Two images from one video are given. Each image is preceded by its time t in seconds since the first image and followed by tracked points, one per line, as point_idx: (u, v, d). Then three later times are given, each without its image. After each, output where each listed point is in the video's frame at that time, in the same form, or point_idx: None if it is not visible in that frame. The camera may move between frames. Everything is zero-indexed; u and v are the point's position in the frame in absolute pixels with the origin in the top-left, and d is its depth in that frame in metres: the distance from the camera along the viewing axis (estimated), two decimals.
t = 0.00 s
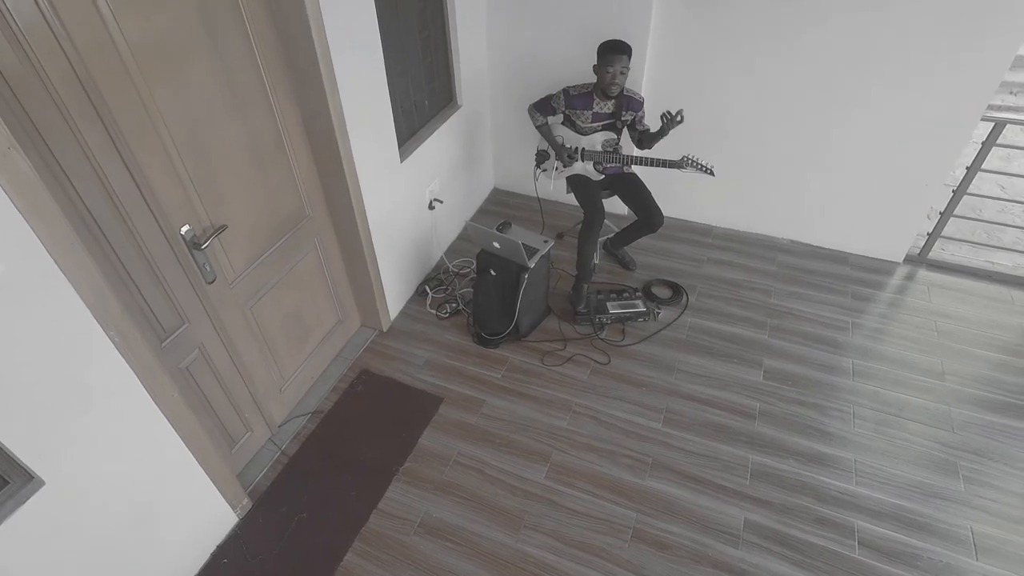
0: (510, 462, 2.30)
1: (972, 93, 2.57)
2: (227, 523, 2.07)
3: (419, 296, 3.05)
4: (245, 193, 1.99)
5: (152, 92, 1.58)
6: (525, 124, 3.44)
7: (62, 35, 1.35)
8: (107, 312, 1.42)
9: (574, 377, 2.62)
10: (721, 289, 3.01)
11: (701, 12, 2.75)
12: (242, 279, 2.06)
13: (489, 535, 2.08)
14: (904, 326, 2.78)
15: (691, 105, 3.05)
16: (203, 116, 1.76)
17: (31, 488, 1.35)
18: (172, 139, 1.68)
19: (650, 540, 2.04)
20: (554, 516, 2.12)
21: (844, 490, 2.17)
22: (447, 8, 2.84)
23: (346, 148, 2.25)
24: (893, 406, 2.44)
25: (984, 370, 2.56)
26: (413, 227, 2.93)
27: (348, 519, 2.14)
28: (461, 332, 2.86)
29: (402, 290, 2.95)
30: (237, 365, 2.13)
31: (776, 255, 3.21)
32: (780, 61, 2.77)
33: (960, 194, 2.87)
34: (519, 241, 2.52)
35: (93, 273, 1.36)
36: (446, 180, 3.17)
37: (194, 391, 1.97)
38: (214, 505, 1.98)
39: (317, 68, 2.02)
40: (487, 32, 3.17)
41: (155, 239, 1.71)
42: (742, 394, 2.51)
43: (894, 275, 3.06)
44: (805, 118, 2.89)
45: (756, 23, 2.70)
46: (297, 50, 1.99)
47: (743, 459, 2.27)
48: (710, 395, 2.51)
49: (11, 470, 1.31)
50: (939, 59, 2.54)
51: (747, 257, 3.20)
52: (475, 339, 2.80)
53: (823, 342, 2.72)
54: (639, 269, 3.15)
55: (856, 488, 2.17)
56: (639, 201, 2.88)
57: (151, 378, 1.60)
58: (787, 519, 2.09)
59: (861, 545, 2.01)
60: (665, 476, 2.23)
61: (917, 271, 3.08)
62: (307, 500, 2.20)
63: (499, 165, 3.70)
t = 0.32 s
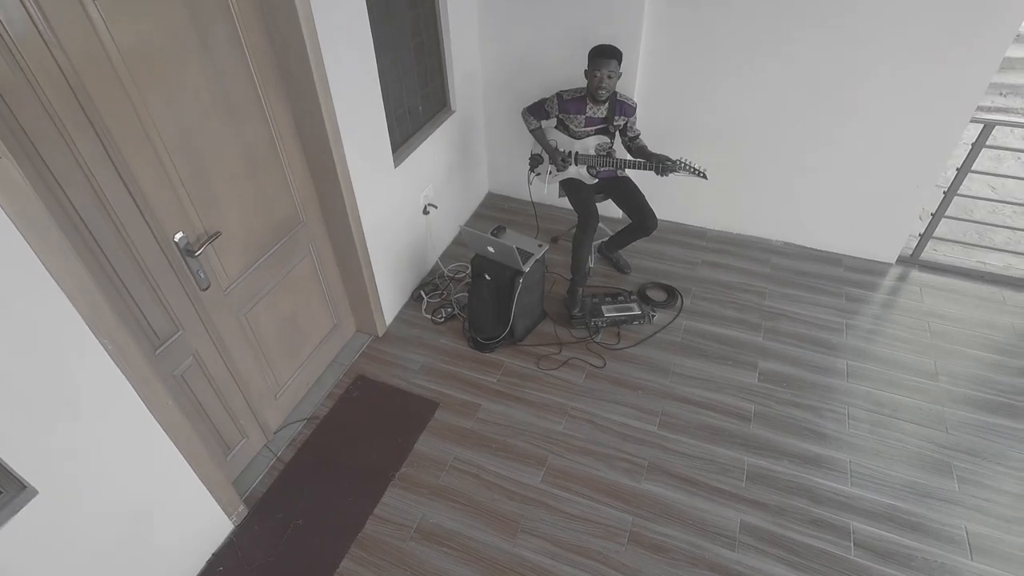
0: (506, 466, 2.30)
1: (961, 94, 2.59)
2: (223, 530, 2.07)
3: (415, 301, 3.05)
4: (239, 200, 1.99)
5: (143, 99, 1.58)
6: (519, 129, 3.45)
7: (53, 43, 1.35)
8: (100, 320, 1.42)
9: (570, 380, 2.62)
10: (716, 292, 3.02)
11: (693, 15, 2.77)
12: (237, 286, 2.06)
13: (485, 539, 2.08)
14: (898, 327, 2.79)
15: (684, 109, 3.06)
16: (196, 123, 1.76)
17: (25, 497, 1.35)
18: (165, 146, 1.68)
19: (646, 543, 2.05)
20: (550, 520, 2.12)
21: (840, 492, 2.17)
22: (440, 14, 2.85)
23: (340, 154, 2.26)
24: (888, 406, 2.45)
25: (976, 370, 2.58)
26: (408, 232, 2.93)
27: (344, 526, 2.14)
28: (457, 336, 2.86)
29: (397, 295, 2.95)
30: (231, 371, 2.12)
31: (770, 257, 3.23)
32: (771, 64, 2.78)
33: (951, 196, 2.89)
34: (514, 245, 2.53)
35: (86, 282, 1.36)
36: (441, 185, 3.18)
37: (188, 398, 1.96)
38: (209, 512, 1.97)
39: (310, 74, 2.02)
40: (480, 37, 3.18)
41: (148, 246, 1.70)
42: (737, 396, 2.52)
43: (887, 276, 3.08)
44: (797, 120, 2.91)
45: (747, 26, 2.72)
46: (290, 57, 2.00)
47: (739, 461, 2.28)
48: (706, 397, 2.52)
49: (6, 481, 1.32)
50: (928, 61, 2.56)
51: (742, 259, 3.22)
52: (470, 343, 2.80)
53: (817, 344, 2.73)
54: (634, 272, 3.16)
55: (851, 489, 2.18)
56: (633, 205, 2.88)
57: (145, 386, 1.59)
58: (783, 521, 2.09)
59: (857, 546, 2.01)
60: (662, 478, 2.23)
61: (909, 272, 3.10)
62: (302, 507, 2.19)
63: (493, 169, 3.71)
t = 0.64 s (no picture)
0: (497, 468, 2.29)
1: (945, 94, 2.62)
2: (211, 537, 2.04)
3: (404, 303, 3.04)
4: (225, 204, 1.97)
5: (126, 103, 1.57)
6: (508, 130, 3.44)
7: (33, 47, 1.33)
8: (84, 326, 1.40)
9: (560, 381, 2.62)
10: (704, 291, 3.04)
11: (679, 15, 2.78)
12: (223, 290, 2.04)
13: (476, 542, 2.07)
14: (884, 324, 2.82)
15: (671, 109, 3.07)
16: (181, 127, 1.75)
17: (7, 507, 1.32)
18: (149, 150, 1.66)
19: (637, 543, 2.05)
20: (541, 522, 2.12)
21: (828, 488, 2.19)
22: (427, 15, 2.85)
23: (327, 157, 2.25)
24: (875, 403, 2.47)
25: (960, 365, 2.61)
26: (397, 235, 2.92)
27: (334, 531, 2.12)
28: (447, 339, 2.86)
29: (386, 298, 2.94)
30: (219, 376, 2.10)
31: (758, 256, 3.25)
32: (757, 64, 2.80)
33: (934, 194, 2.92)
34: (502, 246, 2.53)
35: (68, 288, 1.34)
36: (429, 187, 3.17)
37: (174, 404, 1.94)
38: (197, 519, 1.95)
39: (296, 77, 2.01)
40: (468, 38, 3.17)
41: (132, 251, 1.69)
42: (726, 394, 2.53)
43: (873, 274, 3.11)
44: (783, 120, 2.93)
45: (733, 27, 2.73)
46: (275, 59, 1.99)
47: (728, 460, 2.29)
48: (695, 396, 2.53)
49: None
50: (911, 61, 2.59)
51: (730, 259, 3.24)
52: (460, 345, 2.80)
53: (806, 342, 2.75)
54: (623, 272, 3.17)
55: (839, 485, 2.20)
56: (622, 205, 2.89)
57: (131, 393, 1.57)
58: (772, 518, 2.11)
59: (845, 542, 2.03)
60: (652, 478, 2.24)
61: (895, 269, 3.13)
62: (292, 512, 2.18)
63: (482, 170, 3.71)
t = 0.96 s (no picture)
0: (485, 471, 2.29)
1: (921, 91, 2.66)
2: (198, 549, 2.02)
3: (390, 309, 3.03)
4: (205, 212, 1.96)
5: (102, 115, 1.55)
6: (491, 133, 3.45)
7: (3, 58, 1.32)
8: (61, 339, 1.38)
9: (547, 383, 2.62)
10: (689, 290, 3.06)
11: (658, 16, 2.80)
12: (206, 300, 2.02)
13: (466, 546, 2.07)
14: (867, 319, 2.85)
15: (652, 110, 3.09)
16: (158, 138, 1.74)
17: None
18: (126, 160, 1.65)
19: (626, 542, 2.06)
20: (531, 524, 2.12)
21: (815, 483, 2.21)
22: (407, 21, 2.85)
23: (309, 163, 2.24)
24: (859, 397, 2.50)
25: (942, 358, 2.65)
26: (382, 240, 2.91)
27: (322, 539, 2.11)
28: (434, 343, 2.85)
29: (372, 303, 2.92)
30: (203, 386, 2.08)
31: (742, 254, 3.27)
32: (736, 65, 2.83)
33: (913, 189, 2.96)
34: (487, 250, 2.53)
35: (44, 301, 1.32)
36: (414, 191, 3.17)
37: (157, 415, 1.92)
38: (183, 532, 1.93)
39: (275, 84, 2.00)
40: (449, 42, 3.18)
41: (111, 263, 1.67)
42: (712, 392, 2.55)
43: (855, 269, 3.14)
44: (763, 119, 2.96)
45: (712, 28, 2.76)
46: (255, 67, 1.97)
47: (716, 457, 2.30)
48: (682, 395, 2.54)
49: None
50: (886, 59, 2.63)
51: (714, 257, 3.26)
52: (447, 349, 2.79)
53: (791, 338, 2.78)
54: (609, 273, 3.18)
55: (826, 480, 2.21)
56: (606, 206, 2.90)
57: (112, 406, 1.55)
58: (759, 514, 2.12)
59: (832, 536, 2.05)
60: (640, 477, 2.25)
61: (876, 264, 3.16)
62: (280, 521, 2.16)
63: (467, 174, 3.71)
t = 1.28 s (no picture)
0: (477, 470, 2.29)
1: (904, 87, 2.68)
2: (188, 554, 2.01)
3: (379, 308, 3.01)
4: (189, 215, 1.93)
5: (80, 119, 1.53)
6: (478, 131, 3.44)
7: None
8: (39, 346, 1.35)
9: (538, 381, 2.62)
10: (678, 285, 3.06)
11: (643, 13, 2.79)
12: (191, 303, 2.00)
13: (458, 546, 2.06)
14: (855, 311, 2.87)
15: (639, 105, 3.09)
16: (138, 141, 1.71)
17: None
18: (106, 164, 1.62)
19: (618, 539, 2.06)
20: (522, 522, 2.12)
21: (804, 476, 2.22)
22: (391, 18, 2.82)
23: (293, 164, 2.21)
24: (847, 389, 2.52)
25: (928, 349, 2.67)
26: (369, 240, 2.89)
27: (314, 542, 2.10)
28: (423, 342, 2.84)
29: (360, 303, 2.90)
30: (189, 391, 2.06)
31: (730, 248, 3.28)
32: (721, 60, 2.83)
33: (898, 182, 2.98)
34: (474, 248, 2.52)
35: (21, 308, 1.29)
36: (401, 190, 3.15)
37: (143, 420, 1.90)
38: (172, 537, 1.91)
39: (256, 83, 1.97)
40: (433, 40, 3.15)
41: (91, 265, 1.64)
42: (702, 387, 2.55)
43: (842, 262, 3.16)
44: (749, 114, 2.96)
45: (697, 24, 2.75)
46: (236, 68, 1.95)
47: (706, 452, 2.31)
48: (673, 390, 2.54)
49: None
50: (870, 54, 2.64)
51: (702, 252, 3.27)
52: (437, 348, 2.78)
53: (780, 331, 2.79)
54: (598, 269, 3.18)
55: (815, 472, 2.23)
56: (594, 202, 2.90)
57: (95, 413, 1.53)
58: (750, 508, 2.13)
59: (821, 528, 2.06)
60: (631, 474, 2.25)
61: (863, 257, 3.18)
62: (269, 525, 2.14)
63: (454, 172, 3.69)
